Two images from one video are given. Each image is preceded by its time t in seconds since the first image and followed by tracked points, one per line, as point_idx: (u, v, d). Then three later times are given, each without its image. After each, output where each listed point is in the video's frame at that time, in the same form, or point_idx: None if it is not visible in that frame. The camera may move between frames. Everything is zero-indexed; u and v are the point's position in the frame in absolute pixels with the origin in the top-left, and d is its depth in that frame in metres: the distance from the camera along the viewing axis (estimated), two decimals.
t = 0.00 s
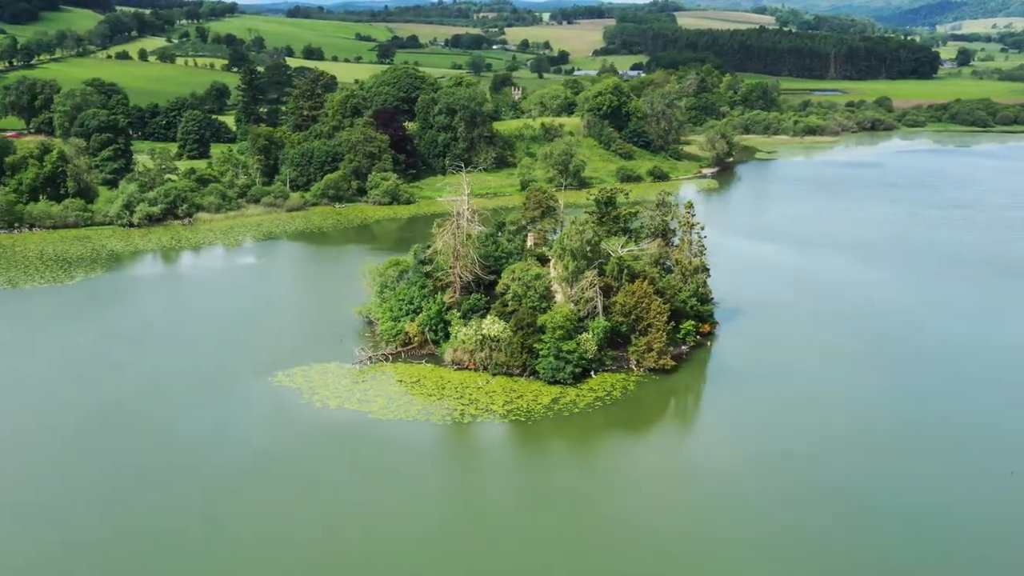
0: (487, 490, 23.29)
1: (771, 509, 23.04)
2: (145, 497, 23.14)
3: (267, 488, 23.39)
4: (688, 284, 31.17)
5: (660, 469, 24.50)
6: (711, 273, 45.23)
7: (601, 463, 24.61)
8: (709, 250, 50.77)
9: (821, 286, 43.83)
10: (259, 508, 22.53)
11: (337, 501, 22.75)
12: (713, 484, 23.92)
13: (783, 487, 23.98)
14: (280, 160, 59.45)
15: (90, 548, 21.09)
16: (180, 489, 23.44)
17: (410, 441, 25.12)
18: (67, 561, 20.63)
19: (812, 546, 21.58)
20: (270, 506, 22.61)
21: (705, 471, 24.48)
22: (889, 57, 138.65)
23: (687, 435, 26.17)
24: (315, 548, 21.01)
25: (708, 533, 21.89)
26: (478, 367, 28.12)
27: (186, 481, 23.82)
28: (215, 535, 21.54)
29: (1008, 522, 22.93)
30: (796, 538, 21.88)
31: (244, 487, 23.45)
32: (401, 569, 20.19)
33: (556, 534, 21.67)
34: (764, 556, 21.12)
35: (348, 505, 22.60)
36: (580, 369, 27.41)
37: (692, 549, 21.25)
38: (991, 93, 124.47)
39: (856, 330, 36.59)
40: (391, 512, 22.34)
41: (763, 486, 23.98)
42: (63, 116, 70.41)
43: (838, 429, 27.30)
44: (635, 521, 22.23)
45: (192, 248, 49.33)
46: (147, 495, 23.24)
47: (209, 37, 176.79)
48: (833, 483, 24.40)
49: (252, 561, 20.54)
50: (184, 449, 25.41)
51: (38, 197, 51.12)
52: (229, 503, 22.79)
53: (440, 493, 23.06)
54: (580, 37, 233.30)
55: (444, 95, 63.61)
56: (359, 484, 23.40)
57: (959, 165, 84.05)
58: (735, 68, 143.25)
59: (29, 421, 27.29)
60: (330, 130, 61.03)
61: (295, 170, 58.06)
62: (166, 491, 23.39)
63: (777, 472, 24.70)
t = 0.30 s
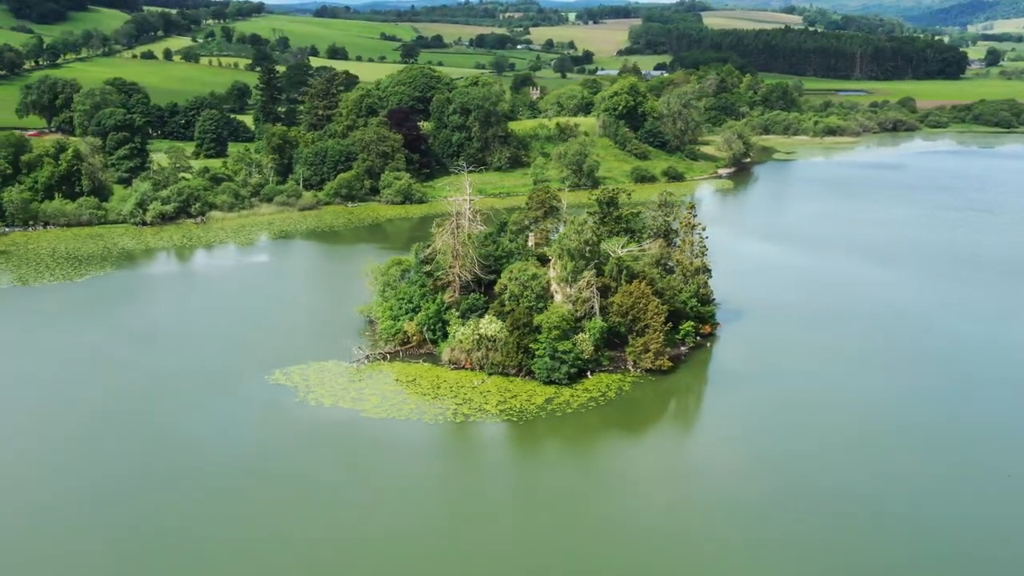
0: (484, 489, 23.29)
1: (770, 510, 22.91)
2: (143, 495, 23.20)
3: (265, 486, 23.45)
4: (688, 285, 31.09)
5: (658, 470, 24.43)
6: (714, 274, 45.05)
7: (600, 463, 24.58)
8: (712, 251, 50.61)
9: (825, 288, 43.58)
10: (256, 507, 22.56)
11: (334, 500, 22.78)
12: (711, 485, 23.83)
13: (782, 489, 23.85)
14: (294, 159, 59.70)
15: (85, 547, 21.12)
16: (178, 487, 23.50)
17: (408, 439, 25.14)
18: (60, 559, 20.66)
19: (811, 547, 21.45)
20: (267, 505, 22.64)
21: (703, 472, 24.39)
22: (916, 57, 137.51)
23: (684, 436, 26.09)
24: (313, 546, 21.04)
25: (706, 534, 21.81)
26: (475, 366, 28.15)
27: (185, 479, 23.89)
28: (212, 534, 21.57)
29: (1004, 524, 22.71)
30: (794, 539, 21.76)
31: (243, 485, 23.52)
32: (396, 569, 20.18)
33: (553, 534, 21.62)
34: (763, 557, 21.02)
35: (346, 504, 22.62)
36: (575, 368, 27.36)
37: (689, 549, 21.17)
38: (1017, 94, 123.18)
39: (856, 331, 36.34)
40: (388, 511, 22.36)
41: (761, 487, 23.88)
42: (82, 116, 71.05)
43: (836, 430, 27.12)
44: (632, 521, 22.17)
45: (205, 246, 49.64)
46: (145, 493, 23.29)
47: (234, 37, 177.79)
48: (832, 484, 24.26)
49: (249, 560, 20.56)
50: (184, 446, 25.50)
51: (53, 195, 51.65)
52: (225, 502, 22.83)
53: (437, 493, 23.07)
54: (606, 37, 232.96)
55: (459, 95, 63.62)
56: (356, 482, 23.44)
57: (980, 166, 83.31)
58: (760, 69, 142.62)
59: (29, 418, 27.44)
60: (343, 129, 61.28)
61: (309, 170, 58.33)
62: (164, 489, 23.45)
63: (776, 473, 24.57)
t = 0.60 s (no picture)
0: (482, 489, 23.28)
1: (770, 512, 22.75)
2: (142, 493, 23.28)
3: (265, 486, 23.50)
4: (692, 286, 30.95)
5: (657, 470, 24.34)
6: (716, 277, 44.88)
7: (602, 462, 24.54)
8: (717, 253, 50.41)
9: (825, 290, 43.32)
10: (256, 507, 22.61)
11: (334, 499, 22.81)
12: (710, 486, 23.73)
13: (783, 491, 23.68)
14: (310, 159, 59.99)
15: (82, 545, 21.18)
16: (178, 487, 23.57)
17: (408, 438, 25.18)
18: (55, 558, 20.73)
19: (811, 549, 21.28)
20: (266, 505, 22.68)
21: (702, 473, 24.28)
22: (945, 57, 136.13)
23: (684, 436, 25.98)
24: (313, 545, 21.09)
25: (708, 535, 21.70)
26: (473, 366, 28.18)
27: (185, 478, 23.97)
28: (211, 533, 21.61)
29: (1002, 527, 22.44)
30: (795, 540, 21.60)
31: (243, 484, 23.59)
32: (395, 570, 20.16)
33: (552, 534, 21.58)
34: (764, 559, 20.87)
35: (345, 503, 22.66)
36: (573, 369, 27.31)
37: (689, 550, 21.09)
38: None
39: (858, 333, 36.09)
40: (388, 510, 22.38)
41: (761, 488, 23.75)
42: (104, 115, 71.71)
43: (837, 431, 26.91)
44: (632, 522, 22.09)
45: (219, 245, 49.96)
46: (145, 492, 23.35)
47: (261, 37, 178.99)
48: (833, 485, 24.06)
49: (248, 559, 20.60)
50: (185, 445, 25.59)
51: (71, 193, 52.23)
52: (225, 501, 22.89)
53: (436, 492, 23.08)
54: (634, 37, 232.42)
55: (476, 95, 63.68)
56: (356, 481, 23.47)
57: (1004, 168, 82.41)
58: (787, 69, 141.83)
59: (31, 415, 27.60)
60: (360, 129, 61.53)
61: (325, 169, 58.50)
62: (164, 488, 23.52)
63: (777, 474, 24.41)
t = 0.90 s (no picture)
0: (485, 489, 23.29)
1: (773, 513, 22.63)
2: (143, 492, 23.37)
3: (268, 483, 23.59)
4: (694, 288, 30.86)
5: (661, 471, 24.29)
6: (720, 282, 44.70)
7: (601, 463, 24.51)
8: (725, 259, 50.23)
9: (833, 293, 43.05)
10: (257, 505, 22.69)
11: (336, 497, 22.89)
12: (713, 486, 23.65)
13: (786, 491, 23.57)
14: (327, 158, 60.22)
15: (82, 544, 21.26)
16: (180, 485, 23.67)
17: (407, 437, 25.23)
18: (55, 556, 20.84)
19: (813, 550, 21.18)
20: (268, 503, 22.76)
21: (706, 474, 24.19)
22: (976, 57, 134.63)
23: (686, 437, 25.89)
24: (315, 544, 21.16)
25: (711, 536, 21.64)
26: (472, 366, 28.16)
27: (188, 477, 24.04)
28: (213, 532, 21.67)
29: (999, 529, 22.27)
30: (796, 541, 21.51)
31: (246, 482, 23.69)
32: (393, 569, 20.20)
33: (553, 534, 21.57)
34: (765, 559, 20.78)
35: (348, 502, 22.73)
36: (571, 370, 27.27)
37: (690, 550, 21.05)
38: None
39: (859, 334, 35.88)
40: (390, 509, 22.43)
41: (763, 488, 23.65)
42: (125, 115, 72.41)
43: (837, 432, 26.72)
44: (634, 522, 22.05)
45: (235, 244, 50.24)
46: (147, 491, 23.44)
47: (289, 36, 180.00)
48: (835, 486, 23.93)
49: (249, 558, 20.70)
50: (188, 444, 25.68)
51: (88, 191, 52.76)
52: (226, 500, 22.96)
53: (438, 491, 23.09)
54: (662, 37, 231.66)
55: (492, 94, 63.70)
56: (359, 480, 23.56)
57: None
58: (815, 68, 140.88)
59: (36, 413, 27.79)
60: (376, 129, 61.71)
61: (341, 169, 58.96)
62: (166, 487, 23.58)
63: (780, 475, 24.28)
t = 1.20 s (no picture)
0: (486, 488, 23.33)
1: (774, 514, 22.51)
2: (144, 492, 23.48)
3: (271, 482, 23.72)
4: (697, 290, 30.72)
5: (663, 472, 24.23)
6: (726, 286, 44.49)
7: (601, 463, 24.50)
8: (739, 261, 49.98)
9: (841, 298, 42.76)
10: (258, 505, 22.79)
11: (337, 496, 22.97)
12: (713, 487, 23.57)
13: (788, 493, 23.42)
14: (344, 158, 60.44)
15: (80, 545, 21.36)
16: (182, 485, 23.78)
17: (405, 435, 25.31)
18: (53, 556, 20.96)
19: (814, 553, 21.05)
20: (269, 502, 22.85)
21: (708, 475, 24.11)
22: (1010, 57, 132.93)
23: (688, 439, 25.80)
24: (316, 544, 21.25)
25: (711, 537, 21.58)
26: (470, 366, 28.16)
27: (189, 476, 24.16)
28: (214, 532, 21.77)
29: (998, 533, 22.01)
30: (796, 543, 21.38)
31: (248, 480, 23.80)
32: (389, 570, 20.23)
33: (553, 535, 21.57)
34: (764, 561, 20.68)
35: (348, 501, 22.82)
36: (568, 371, 27.24)
37: (688, 551, 21.01)
38: None
39: (862, 339, 35.62)
40: (391, 509, 22.49)
41: (763, 490, 23.54)
42: (148, 114, 73.10)
43: (837, 433, 26.54)
44: (635, 522, 22.01)
45: (251, 243, 50.48)
46: (148, 491, 23.55)
47: (318, 36, 180.93)
48: (837, 488, 23.77)
49: (248, 559, 20.77)
50: (190, 443, 25.79)
51: (107, 190, 53.23)
52: (225, 498, 23.09)
53: (439, 491, 23.13)
54: (693, 37, 230.77)
55: (511, 95, 63.72)
56: (360, 479, 23.64)
57: None
58: (846, 69, 139.73)
59: (40, 413, 27.99)
60: (394, 129, 61.89)
61: (358, 168, 59.13)
62: (167, 487, 23.68)
63: (782, 477, 24.13)
